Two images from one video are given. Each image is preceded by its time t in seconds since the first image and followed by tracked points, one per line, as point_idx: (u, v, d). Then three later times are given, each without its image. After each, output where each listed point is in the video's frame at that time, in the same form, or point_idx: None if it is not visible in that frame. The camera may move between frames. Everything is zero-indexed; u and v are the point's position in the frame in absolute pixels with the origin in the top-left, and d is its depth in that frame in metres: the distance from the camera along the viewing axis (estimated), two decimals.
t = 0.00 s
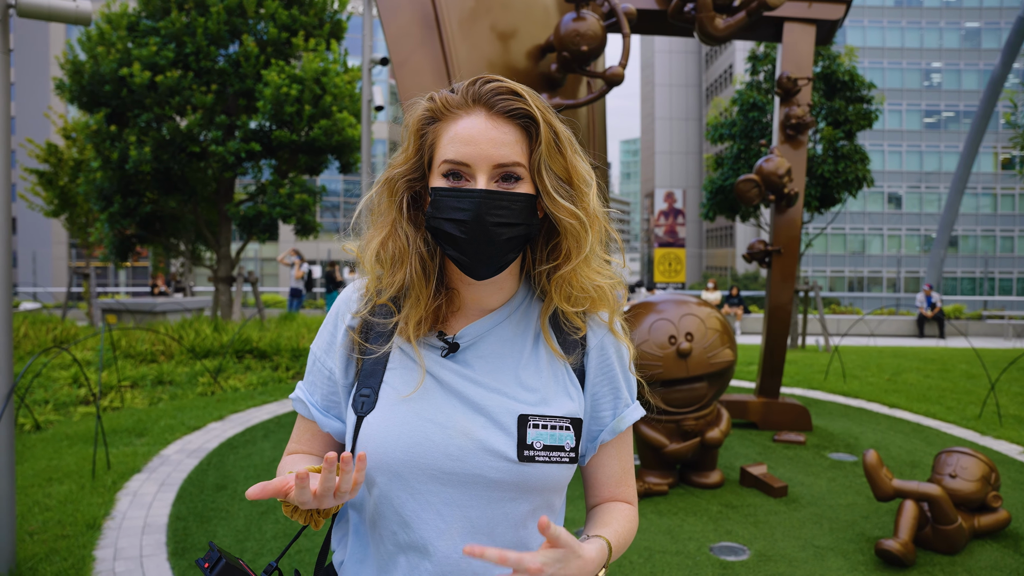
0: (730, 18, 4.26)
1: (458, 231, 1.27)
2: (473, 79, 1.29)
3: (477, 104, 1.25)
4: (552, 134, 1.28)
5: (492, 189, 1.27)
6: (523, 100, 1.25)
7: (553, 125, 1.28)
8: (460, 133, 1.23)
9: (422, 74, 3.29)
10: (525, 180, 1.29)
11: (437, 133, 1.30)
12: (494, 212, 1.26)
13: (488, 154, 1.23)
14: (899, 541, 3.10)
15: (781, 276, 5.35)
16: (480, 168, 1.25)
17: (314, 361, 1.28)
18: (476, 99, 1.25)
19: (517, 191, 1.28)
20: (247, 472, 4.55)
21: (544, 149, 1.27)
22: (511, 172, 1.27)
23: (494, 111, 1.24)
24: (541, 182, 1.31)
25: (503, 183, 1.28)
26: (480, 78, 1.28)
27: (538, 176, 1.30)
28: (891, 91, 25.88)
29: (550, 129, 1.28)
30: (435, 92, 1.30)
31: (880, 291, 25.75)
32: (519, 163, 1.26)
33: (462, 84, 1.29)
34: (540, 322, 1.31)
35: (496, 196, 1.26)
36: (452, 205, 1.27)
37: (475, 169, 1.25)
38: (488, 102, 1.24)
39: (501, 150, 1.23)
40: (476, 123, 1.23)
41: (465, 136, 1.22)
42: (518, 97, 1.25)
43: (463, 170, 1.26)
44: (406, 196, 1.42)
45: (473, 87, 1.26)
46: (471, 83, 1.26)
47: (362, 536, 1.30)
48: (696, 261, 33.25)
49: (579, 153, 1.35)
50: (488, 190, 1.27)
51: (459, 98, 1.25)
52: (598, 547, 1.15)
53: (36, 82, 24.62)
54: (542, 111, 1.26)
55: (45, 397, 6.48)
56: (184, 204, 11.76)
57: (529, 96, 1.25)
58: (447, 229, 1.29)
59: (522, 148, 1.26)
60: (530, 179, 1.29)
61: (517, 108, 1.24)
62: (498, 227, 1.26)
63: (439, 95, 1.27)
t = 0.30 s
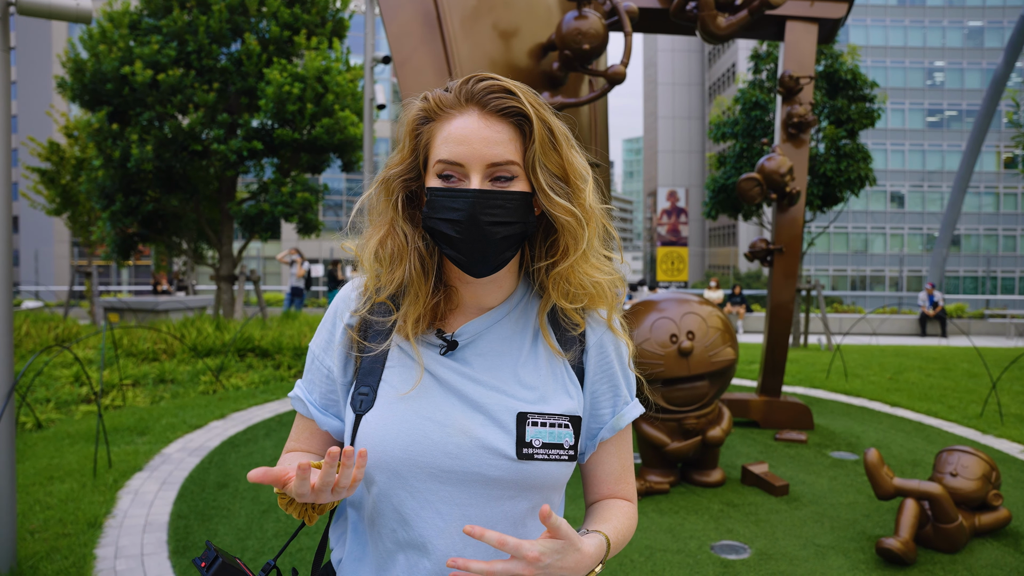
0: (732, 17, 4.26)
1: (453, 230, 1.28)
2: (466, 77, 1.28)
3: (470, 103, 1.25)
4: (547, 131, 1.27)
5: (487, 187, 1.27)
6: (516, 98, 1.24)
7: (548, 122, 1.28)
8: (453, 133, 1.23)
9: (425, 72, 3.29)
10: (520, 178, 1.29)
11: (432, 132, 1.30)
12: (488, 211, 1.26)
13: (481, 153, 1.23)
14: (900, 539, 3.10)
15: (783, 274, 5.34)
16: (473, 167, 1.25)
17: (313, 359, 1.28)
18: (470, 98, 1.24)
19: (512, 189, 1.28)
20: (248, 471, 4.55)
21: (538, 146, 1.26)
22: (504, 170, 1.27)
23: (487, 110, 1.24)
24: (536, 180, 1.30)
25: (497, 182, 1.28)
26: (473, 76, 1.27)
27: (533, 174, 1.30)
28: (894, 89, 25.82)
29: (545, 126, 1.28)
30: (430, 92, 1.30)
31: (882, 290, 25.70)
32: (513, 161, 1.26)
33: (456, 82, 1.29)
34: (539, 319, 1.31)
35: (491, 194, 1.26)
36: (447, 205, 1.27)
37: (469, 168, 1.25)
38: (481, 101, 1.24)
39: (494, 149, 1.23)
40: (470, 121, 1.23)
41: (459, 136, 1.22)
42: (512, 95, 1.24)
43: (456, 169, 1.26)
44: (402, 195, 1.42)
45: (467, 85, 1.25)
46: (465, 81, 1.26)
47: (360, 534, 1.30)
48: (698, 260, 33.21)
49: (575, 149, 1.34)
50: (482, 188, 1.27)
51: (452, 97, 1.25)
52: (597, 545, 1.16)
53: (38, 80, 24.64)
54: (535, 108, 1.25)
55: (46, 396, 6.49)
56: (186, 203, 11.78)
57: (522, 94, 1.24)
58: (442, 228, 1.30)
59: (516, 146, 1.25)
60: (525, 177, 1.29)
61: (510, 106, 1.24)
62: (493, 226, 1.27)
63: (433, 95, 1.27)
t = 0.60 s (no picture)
0: (732, 15, 4.26)
1: (443, 224, 1.28)
2: (456, 73, 1.28)
3: (459, 98, 1.25)
4: (538, 124, 1.26)
5: (475, 181, 1.27)
6: (504, 91, 1.23)
7: (538, 113, 1.26)
8: (442, 128, 1.23)
9: (425, 70, 3.30)
10: (511, 171, 1.27)
11: (425, 128, 1.30)
12: (475, 204, 1.26)
13: (468, 147, 1.23)
14: (900, 538, 3.10)
15: (784, 272, 5.33)
16: (461, 161, 1.25)
17: (314, 357, 1.28)
18: (459, 93, 1.24)
19: (502, 182, 1.27)
20: (248, 469, 4.56)
21: (529, 139, 1.24)
22: (493, 163, 1.26)
23: (475, 104, 1.23)
24: (527, 174, 1.29)
25: (486, 175, 1.27)
26: (463, 72, 1.27)
27: (524, 168, 1.28)
28: (895, 88, 25.81)
29: (537, 119, 1.26)
30: (422, 89, 1.30)
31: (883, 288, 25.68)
32: (503, 155, 1.25)
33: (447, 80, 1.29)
34: (540, 318, 1.30)
35: (478, 187, 1.26)
36: (438, 199, 1.28)
37: (457, 162, 1.25)
38: (469, 96, 1.23)
39: (481, 143, 1.23)
40: (458, 116, 1.23)
41: (447, 131, 1.23)
42: (500, 89, 1.24)
43: (446, 163, 1.26)
44: (398, 194, 1.42)
45: (456, 81, 1.25)
46: (454, 77, 1.25)
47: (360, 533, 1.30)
48: (699, 258, 33.19)
49: (569, 140, 1.32)
50: (470, 182, 1.26)
51: (443, 94, 1.25)
52: (597, 547, 1.15)
53: (39, 78, 24.63)
54: (523, 100, 1.24)
55: (47, 394, 6.50)
56: (187, 201, 11.77)
57: (510, 86, 1.23)
58: (433, 223, 1.30)
59: (505, 139, 1.24)
60: (517, 170, 1.28)
61: (498, 99, 1.23)
62: (480, 220, 1.26)
63: (425, 94, 1.28)
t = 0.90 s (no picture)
0: (733, 14, 4.25)
1: (428, 219, 1.30)
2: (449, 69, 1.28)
3: (450, 95, 1.25)
4: (526, 120, 1.24)
5: (460, 176, 1.26)
6: (492, 86, 1.23)
7: (527, 108, 1.24)
8: (430, 125, 1.23)
9: (425, 68, 3.32)
10: (497, 166, 1.26)
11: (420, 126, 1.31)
12: (456, 199, 1.26)
13: (453, 142, 1.22)
14: (900, 537, 3.10)
15: (784, 272, 5.34)
16: (446, 156, 1.25)
17: (318, 358, 1.29)
18: (449, 90, 1.24)
19: (488, 178, 1.26)
20: (248, 468, 4.56)
21: (514, 135, 1.23)
22: (478, 159, 1.25)
23: (464, 99, 1.23)
24: (516, 171, 1.27)
25: (471, 171, 1.27)
26: (456, 69, 1.27)
27: (511, 163, 1.26)
28: (895, 87, 25.80)
29: (526, 114, 1.24)
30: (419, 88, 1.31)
31: (883, 288, 25.67)
32: (488, 150, 1.24)
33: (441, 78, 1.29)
34: (537, 317, 1.29)
35: (460, 182, 1.25)
36: (426, 196, 1.28)
37: (442, 157, 1.25)
38: (457, 92, 1.23)
39: (467, 138, 1.22)
40: (446, 113, 1.23)
41: (433, 128, 1.23)
42: (488, 83, 1.23)
43: (433, 159, 1.27)
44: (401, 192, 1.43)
45: (447, 78, 1.25)
46: (445, 75, 1.25)
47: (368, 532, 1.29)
48: (699, 257, 33.19)
49: (561, 136, 1.29)
50: (454, 176, 1.26)
51: (435, 92, 1.26)
52: (590, 545, 1.14)
53: (38, 77, 24.59)
54: (511, 94, 1.23)
55: (46, 393, 6.49)
56: (187, 200, 11.76)
57: (498, 82, 1.22)
58: (421, 219, 1.31)
59: (491, 134, 1.23)
60: (503, 165, 1.26)
61: (485, 94, 1.22)
62: (462, 216, 1.26)
63: (420, 93, 1.29)
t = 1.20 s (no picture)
0: (727, 16, 4.26)
1: (412, 219, 1.30)
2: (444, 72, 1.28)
3: (444, 96, 1.24)
4: (512, 124, 1.21)
5: (443, 179, 1.25)
6: (481, 88, 1.21)
7: (517, 111, 1.21)
8: (420, 125, 1.24)
9: (420, 69, 3.33)
10: (480, 171, 1.24)
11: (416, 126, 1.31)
12: (434, 201, 1.25)
13: (438, 143, 1.21)
14: (895, 538, 3.11)
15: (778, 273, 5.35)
16: (430, 157, 1.24)
17: (318, 362, 1.28)
18: (440, 93, 1.23)
19: (469, 183, 1.24)
20: (242, 471, 4.53)
21: (496, 141, 1.20)
22: (461, 162, 1.23)
23: (454, 100, 1.22)
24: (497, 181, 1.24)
25: (455, 173, 1.25)
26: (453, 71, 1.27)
27: (494, 169, 1.23)
28: (887, 89, 25.93)
29: (513, 120, 1.21)
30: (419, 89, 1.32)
31: (876, 289, 25.80)
32: (471, 154, 1.21)
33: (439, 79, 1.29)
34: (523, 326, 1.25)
35: (441, 185, 1.24)
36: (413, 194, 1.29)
37: (427, 157, 1.25)
38: (450, 93, 1.22)
39: (450, 140, 1.21)
40: (437, 114, 1.22)
41: (422, 128, 1.23)
42: (477, 85, 1.22)
43: (421, 158, 1.27)
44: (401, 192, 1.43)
45: (442, 79, 1.25)
46: (441, 77, 1.25)
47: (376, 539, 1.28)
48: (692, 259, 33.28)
49: (553, 144, 1.24)
50: (436, 178, 1.25)
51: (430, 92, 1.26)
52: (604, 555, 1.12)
53: (30, 77, 24.45)
54: (500, 98, 1.21)
55: (38, 396, 6.45)
56: (180, 201, 11.73)
57: (488, 86, 1.21)
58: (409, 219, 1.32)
59: (476, 138, 1.21)
60: (487, 170, 1.24)
61: (473, 97, 1.21)
62: (441, 222, 1.25)
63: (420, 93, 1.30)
